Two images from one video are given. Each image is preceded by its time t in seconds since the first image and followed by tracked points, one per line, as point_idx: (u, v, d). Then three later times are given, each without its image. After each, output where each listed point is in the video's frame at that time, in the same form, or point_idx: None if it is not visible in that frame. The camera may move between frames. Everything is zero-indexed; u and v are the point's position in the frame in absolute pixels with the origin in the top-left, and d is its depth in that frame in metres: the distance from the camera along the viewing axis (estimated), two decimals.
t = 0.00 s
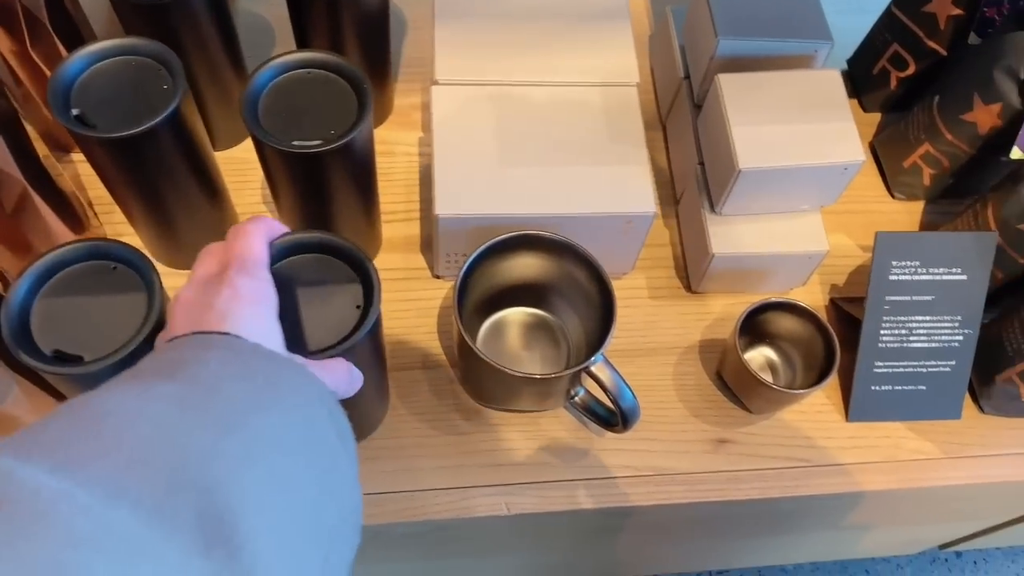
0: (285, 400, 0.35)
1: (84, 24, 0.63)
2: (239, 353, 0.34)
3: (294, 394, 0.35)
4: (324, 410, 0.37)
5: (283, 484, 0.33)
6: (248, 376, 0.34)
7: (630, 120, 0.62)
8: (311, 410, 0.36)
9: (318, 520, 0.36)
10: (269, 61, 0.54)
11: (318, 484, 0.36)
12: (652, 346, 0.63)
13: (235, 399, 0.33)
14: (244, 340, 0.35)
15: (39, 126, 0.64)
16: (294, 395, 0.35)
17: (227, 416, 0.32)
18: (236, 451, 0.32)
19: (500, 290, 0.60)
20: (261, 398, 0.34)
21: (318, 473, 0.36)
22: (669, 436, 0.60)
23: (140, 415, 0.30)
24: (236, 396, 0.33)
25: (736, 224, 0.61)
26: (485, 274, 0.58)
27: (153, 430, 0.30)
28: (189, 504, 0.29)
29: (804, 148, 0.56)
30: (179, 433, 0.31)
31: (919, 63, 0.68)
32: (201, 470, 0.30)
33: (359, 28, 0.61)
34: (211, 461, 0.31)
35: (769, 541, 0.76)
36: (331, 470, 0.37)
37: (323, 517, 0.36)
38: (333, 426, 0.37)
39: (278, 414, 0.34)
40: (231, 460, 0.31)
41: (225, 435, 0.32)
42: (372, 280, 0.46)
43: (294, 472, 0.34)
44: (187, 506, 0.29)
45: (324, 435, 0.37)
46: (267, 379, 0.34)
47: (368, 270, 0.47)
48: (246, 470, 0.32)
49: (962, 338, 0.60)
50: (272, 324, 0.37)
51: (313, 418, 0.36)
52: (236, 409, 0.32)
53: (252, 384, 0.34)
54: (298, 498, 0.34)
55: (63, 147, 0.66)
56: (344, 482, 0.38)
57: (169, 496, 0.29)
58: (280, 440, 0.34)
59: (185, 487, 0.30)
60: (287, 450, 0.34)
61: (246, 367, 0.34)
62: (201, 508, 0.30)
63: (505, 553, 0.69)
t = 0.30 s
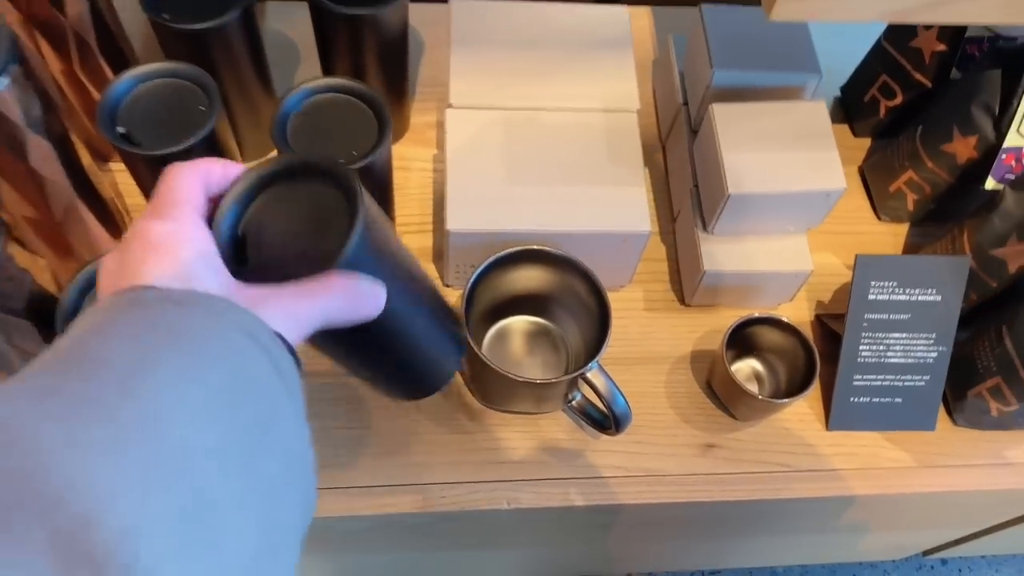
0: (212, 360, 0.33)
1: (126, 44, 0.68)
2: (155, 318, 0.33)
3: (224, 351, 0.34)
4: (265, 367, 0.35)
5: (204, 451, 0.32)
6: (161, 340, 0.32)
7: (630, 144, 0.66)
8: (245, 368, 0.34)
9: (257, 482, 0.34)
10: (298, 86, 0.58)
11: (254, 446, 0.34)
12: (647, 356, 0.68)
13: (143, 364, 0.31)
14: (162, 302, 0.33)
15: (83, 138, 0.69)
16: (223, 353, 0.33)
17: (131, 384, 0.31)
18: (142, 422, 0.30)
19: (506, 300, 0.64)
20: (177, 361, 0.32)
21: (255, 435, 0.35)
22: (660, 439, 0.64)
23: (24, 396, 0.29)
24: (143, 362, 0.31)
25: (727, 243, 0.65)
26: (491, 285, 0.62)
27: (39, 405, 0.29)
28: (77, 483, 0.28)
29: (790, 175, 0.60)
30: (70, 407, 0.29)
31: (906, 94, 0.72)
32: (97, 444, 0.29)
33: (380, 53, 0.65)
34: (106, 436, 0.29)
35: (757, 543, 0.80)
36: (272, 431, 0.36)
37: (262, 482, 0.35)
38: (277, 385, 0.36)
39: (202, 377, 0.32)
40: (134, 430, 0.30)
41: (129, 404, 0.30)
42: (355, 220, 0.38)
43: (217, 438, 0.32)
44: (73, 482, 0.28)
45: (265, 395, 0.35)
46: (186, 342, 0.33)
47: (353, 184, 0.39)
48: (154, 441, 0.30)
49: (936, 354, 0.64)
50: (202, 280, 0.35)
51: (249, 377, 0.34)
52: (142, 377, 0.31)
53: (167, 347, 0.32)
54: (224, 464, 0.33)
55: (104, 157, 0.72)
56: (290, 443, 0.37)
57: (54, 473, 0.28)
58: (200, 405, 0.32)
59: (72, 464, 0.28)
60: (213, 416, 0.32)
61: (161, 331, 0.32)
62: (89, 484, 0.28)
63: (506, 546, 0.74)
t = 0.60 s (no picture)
0: (126, 321, 0.38)
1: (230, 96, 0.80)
2: (68, 289, 0.38)
3: (142, 308, 0.38)
4: (188, 314, 0.40)
5: (126, 409, 0.37)
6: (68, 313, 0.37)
7: (659, 200, 0.76)
8: (172, 316, 0.39)
9: (192, 419, 0.40)
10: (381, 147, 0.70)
11: (184, 386, 0.39)
12: (666, 385, 0.77)
13: (50, 342, 0.36)
14: (76, 273, 0.38)
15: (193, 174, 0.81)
16: (140, 309, 0.38)
17: (40, 364, 0.35)
18: (53, 400, 0.35)
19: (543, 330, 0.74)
20: (85, 328, 0.37)
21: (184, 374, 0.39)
22: (673, 459, 0.74)
23: None
24: (51, 339, 0.36)
25: (739, 290, 0.74)
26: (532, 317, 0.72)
27: None
28: None
29: (795, 236, 0.69)
30: None
31: (908, 162, 0.80)
32: (14, 429, 0.35)
33: (447, 114, 0.76)
34: (19, 424, 0.35)
35: (758, 556, 0.89)
36: (208, 366, 0.41)
37: (196, 420, 0.40)
38: (205, 324, 0.40)
39: (117, 337, 0.37)
40: (49, 411, 0.35)
41: (41, 386, 0.35)
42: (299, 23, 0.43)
43: (140, 393, 0.37)
44: None
45: (190, 336, 0.40)
46: (96, 309, 0.37)
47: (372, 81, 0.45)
48: (65, 417, 0.35)
49: (921, 397, 0.72)
50: (124, 237, 0.39)
51: (170, 329, 0.39)
52: (49, 357, 0.36)
53: (73, 319, 0.37)
54: (147, 414, 0.37)
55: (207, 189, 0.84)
56: (229, 376, 0.42)
57: None
58: (124, 387, 0.37)
59: None
60: (135, 369, 0.38)
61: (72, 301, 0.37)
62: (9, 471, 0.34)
63: (533, 545, 0.84)
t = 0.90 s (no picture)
0: (204, 342, 0.40)
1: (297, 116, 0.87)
2: (147, 310, 0.40)
3: (219, 331, 0.41)
4: (261, 335, 0.42)
5: (208, 429, 0.39)
6: (153, 334, 0.39)
7: (689, 228, 0.82)
8: (250, 341, 0.42)
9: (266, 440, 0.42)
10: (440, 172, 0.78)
11: (258, 410, 0.42)
12: (688, 401, 0.82)
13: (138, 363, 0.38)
14: (156, 294, 0.41)
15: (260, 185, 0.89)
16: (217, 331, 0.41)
17: (131, 386, 0.38)
18: (142, 423, 0.37)
19: (574, 344, 0.80)
20: (167, 350, 0.39)
21: (259, 397, 0.42)
22: (692, 470, 0.79)
23: (42, 419, 0.37)
24: (140, 362, 0.38)
25: (760, 315, 0.80)
26: (564, 332, 0.78)
27: (56, 429, 0.36)
28: (87, 494, 0.36)
29: (812, 268, 0.75)
30: (78, 427, 0.37)
31: (930, 201, 0.85)
32: (104, 451, 0.37)
33: (495, 140, 0.82)
34: (109, 445, 0.37)
35: (772, 567, 0.93)
36: (280, 389, 0.43)
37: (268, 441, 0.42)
38: (277, 345, 0.43)
39: (198, 358, 0.40)
40: (140, 433, 0.37)
41: (131, 407, 0.37)
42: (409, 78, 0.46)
43: (219, 415, 0.40)
44: (80, 496, 0.36)
45: (263, 359, 0.42)
46: (175, 331, 0.40)
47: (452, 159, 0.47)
48: (153, 440, 0.37)
49: (930, 424, 0.76)
50: (196, 257, 0.42)
51: (245, 352, 0.41)
52: (135, 379, 0.38)
53: (157, 340, 0.39)
54: (225, 436, 0.40)
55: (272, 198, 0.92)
56: (301, 395, 0.44)
57: (67, 485, 0.36)
58: (206, 409, 0.39)
59: (84, 474, 0.36)
60: (216, 392, 0.40)
61: (152, 322, 0.40)
62: (100, 491, 0.36)
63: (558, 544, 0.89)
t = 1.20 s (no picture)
0: (196, 385, 0.43)
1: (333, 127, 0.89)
2: (144, 362, 0.43)
3: (210, 372, 0.43)
4: (252, 378, 0.45)
5: (210, 465, 0.42)
6: (149, 384, 0.42)
7: (714, 246, 0.83)
8: (244, 379, 0.44)
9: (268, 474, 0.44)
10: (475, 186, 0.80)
11: (257, 445, 0.44)
12: (709, 416, 0.83)
13: (135, 411, 0.41)
14: (151, 344, 0.44)
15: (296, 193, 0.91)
16: (210, 373, 0.43)
17: (129, 431, 0.41)
18: (138, 467, 0.40)
19: (598, 357, 0.81)
20: (162, 397, 0.42)
21: (258, 432, 0.44)
22: (712, 485, 0.80)
23: (49, 475, 0.40)
24: (140, 407, 0.41)
25: (783, 334, 0.81)
26: (588, 345, 0.79)
27: (62, 481, 0.40)
28: (89, 544, 0.38)
29: (835, 289, 0.76)
30: (79, 479, 0.40)
31: (956, 225, 0.85)
32: (104, 499, 0.40)
33: (526, 155, 0.84)
34: (109, 491, 0.40)
35: None
36: (281, 424, 0.45)
37: (271, 475, 0.44)
38: (269, 387, 0.45)
39: (192, 401, 0.42)
40: (140, 476, 0.40)
41: (131, 452, 0.40)
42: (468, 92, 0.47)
43: (217, 453, 0.42)
44: (81, 543, 0.38)
45: (258, 398, 0.45)
46: (169, 378, 0.42)
47: (502, 164, 0.46)
48: (150, 482, 0.40)
49: (951, 447, 0.77)
50: (187, 301, 0.45)
51: (237, 391, 0.44)
52: (131, 426, 0.41)
53: (151, 388, 0.42)
54: (226, 474, 0.42)
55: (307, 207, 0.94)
56: (300, 430, 0.46)
57: (70, 536, 0.38)
58: (206, 446, 0.42)
59: (86, 521, 0.39)
60: (216, 430, 0.42)
61: (148, 372, 0.43)
62: (101, 537, 0.39)
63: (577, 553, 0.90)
